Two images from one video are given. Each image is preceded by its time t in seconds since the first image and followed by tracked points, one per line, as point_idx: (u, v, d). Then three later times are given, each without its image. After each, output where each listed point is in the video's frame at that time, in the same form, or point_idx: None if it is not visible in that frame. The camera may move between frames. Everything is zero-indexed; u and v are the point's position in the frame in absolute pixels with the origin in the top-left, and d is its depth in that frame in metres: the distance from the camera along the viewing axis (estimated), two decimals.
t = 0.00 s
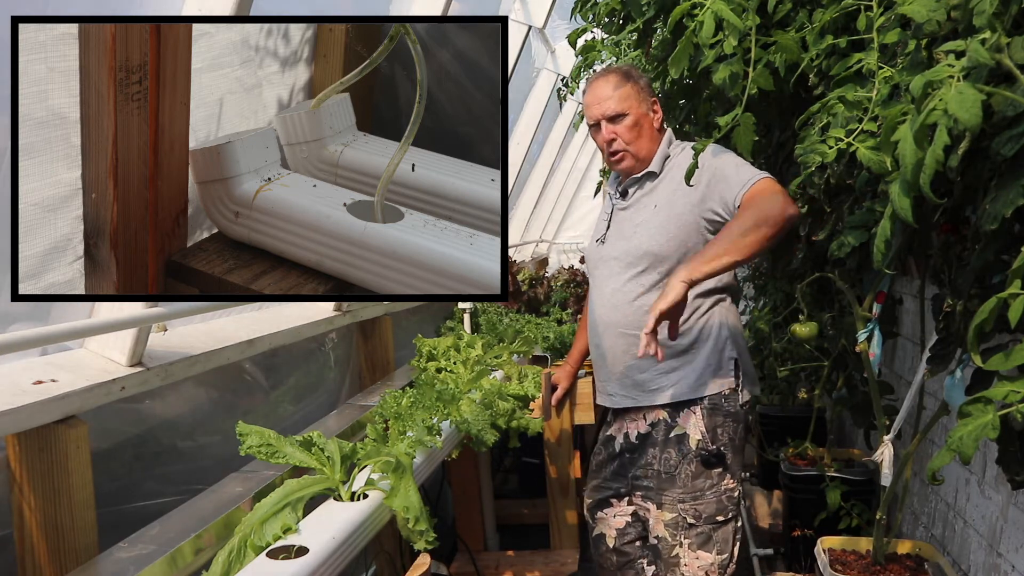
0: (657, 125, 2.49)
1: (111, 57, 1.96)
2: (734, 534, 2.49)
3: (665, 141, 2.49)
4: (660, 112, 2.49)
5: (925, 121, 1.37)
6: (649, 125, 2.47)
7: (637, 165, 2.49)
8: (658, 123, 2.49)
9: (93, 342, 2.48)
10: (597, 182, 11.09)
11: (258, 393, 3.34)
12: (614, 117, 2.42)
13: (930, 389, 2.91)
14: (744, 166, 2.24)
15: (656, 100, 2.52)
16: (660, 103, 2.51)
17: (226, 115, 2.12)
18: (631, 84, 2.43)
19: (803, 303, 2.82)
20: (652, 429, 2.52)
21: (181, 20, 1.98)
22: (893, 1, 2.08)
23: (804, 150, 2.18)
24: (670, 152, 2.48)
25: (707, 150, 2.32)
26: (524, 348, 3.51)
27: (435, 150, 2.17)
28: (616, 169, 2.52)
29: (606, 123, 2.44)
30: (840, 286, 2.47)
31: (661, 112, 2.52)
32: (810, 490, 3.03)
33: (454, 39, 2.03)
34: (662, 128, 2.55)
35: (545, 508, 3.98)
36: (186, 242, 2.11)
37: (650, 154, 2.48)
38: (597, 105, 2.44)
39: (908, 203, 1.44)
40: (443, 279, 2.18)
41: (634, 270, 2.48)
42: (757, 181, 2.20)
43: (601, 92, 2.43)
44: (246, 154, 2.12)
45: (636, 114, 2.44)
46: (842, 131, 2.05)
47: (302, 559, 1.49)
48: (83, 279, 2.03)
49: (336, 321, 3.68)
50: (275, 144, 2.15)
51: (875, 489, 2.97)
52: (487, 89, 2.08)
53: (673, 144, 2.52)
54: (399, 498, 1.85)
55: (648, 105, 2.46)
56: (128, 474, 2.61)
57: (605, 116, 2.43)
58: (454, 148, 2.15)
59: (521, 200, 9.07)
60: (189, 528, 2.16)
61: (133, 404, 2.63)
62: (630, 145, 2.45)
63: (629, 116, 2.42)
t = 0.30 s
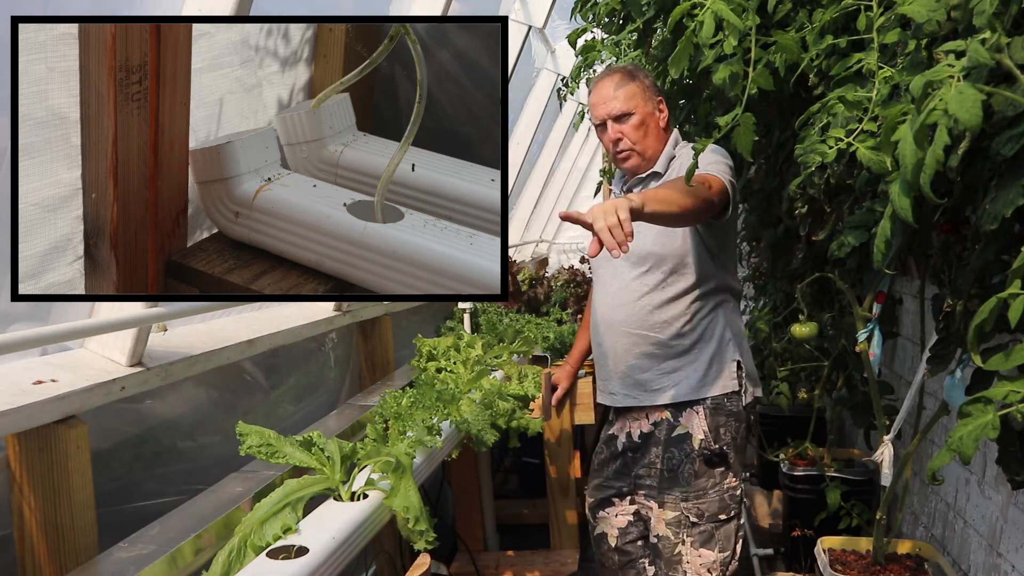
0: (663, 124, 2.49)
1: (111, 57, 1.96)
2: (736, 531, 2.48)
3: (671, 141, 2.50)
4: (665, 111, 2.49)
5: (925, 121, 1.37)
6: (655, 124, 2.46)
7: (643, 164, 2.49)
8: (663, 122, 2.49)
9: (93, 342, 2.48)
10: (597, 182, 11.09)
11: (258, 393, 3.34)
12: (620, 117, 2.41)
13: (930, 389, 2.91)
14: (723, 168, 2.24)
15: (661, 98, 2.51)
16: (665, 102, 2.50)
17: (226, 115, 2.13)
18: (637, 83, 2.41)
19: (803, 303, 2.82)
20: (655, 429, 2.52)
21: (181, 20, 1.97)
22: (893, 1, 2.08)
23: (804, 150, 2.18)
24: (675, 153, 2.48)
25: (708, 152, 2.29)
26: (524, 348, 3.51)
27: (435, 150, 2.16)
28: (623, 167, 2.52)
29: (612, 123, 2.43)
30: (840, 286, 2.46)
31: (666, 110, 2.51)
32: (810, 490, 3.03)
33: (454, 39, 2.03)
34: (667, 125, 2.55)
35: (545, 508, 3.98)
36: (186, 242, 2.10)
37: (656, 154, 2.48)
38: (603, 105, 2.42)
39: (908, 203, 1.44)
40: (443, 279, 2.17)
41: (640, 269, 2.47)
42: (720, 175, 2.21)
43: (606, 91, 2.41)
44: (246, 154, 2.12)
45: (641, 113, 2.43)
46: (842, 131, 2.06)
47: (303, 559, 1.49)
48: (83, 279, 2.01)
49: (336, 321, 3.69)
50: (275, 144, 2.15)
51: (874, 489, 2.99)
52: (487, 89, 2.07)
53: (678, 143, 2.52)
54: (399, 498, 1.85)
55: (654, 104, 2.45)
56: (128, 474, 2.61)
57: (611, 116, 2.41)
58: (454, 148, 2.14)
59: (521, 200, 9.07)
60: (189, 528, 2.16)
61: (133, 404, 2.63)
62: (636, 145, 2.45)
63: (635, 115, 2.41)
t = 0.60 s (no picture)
0: (658, 125, 2.49)
1: (111, 57, 1.96)
2: (736, 535, 2.47)
3: (666, 142, 2.48)
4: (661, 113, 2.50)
5: (925, 121, 1.37)
6: (650, 126, 2.47)
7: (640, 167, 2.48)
8: (659, 123, 2.49)
9: (93, 342, 2.48)
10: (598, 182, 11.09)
11: (258, 393, 3.34)
12: (613, 119, 2.42)
13: (930, 389, 2.91)
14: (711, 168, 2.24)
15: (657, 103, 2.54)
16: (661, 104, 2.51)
17: (226, 115, 2.13)
18: (630, 86, 2.43)
19: (802, 302, 2.83)
20: (655, 430, 2.52)
21: (181, 20, 1.97)
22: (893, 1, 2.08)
23: (804, 150, 2.18)
24: (671, 152, 2.45)
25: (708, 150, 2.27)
26: (524, 348, 3.51)
27: (435, 150, 2.16)
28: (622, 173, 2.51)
29: (606, 127, 2.44)
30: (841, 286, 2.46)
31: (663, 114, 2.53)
32: (810, 490, 3.03)
33: (454, 39, 2.03)
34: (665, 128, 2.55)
35: (545, 508, 3.98)
36: (186, 242, 2.11)
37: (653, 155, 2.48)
38: (597, 109, 2.44)
39: (908, 203, 1.44)
40: (443, 279, 2.16)
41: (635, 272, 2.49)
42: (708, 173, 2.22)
43: (600, 95, 2.43)
44: (246, 154, 2.12)
45: (635, 116, 2.44)
46: (842, 131, 2.06)
47: (303, 559, 1.49)
48: (83, 278, 2.01)
49: (336, 321, 3.69)
50: (275, 144, 2.15)
51: (874, 489, 2.99)
52: (488, 89, 2.07)
53: (675, 144, 2.50)
54: (399, 498, 1.85)
55: (648, 107, 2.47)
56: (128, 474, 2.61)
57: (604, 120, 2.43)
58: (454, 148, 2.14)
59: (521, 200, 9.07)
60: (189, 528, 2.16)
61: (134, 405, 2.63)
62: (631, 147, 2.45)
63: (628, 118, 2.42)
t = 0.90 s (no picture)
0: (656, 124, 2.48)
1: (111, 57, 1.96)
2: (737, 536, 2.48)
3: (664, 142, 2.49)
4: (658, 112, 2.49)
5: (925, 121, 1.37)
6: (647, 125, 2.46)
7: (636, 166, 2.48)
8: (657, 123, 2.48)
9: (93, 342, 2.48)
10: (598, 182, 11.10)
11: (258, 393, 3.34)
12: (609, 119, 2.42)
13: (930, 389, 2.91)
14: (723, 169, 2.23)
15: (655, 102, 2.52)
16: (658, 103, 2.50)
17: (226, 115, 2.13)
18: (626, 85, 2.42)
19: (802, 302, 2.83)
20: (656, 432, 2.52)
21: (181, 20, 1.97)
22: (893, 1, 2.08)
23: (804, 150, 2.18)
24: (669, 152, 2.47)
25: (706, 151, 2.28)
26: (524, 348, 3.51)
27: (435, 150, 2.16)
28: (619, 173, 2.52)
29: (603, 126, 2.44)
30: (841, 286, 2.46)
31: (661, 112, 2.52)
32: (810, 490, 3.03)
33: (454, 39, 2.03)
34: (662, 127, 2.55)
35: (545, 508, 3.98)
36: (186, 242, 2.11)
37: (650, 155, 2.48)
38: (594, 109, 2.44)
39: (908, 203, 1.44)
40: (443, 279, 2.16)
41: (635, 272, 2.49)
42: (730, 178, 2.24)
43: (597, 95, 2.42)
44: (246, 154, 2.12)
45: (632, 115, 2.43)
46: (842, 131, 2.06)
47: (303, 559, 1.49)
48: (83, 279, 2.01)
49: (336, 321, 3.69)
50: (275, 144, 2.15)
51: (874, 489, 2.99)
52: (488, 89, 2.07)
53: (672, 144, 2.51)
54: (399, 498, 1.85)
55: (645, 106, 2.45)
56: (128, 474, 2.61)
57: (600, 120, 2.42)
58: (454, 148, 2.15)
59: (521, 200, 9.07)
60: (189, 528, 2.16)
61: (134, 405, 2.63)
62: (627, 147, 2.45)
63: (625, 117, 2.42)
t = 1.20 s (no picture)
0: (650, 124, 2.49)
1: (111, 57, 1.96)
2: (733, 536, 2.49)
3: (655, 139, 2.47)
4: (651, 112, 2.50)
5: (925, 121, 1.37)
6: (640, 125, 2.47)
7: (630, 166, 2.48)
8: (650, 123, 2.49)
9: (93, 342, 2.48)
10: (598, 182, 11.10)
11: (258, 393, 3.34)
12: (601, 120, 2.44)
13: (930, 389, 2.91)
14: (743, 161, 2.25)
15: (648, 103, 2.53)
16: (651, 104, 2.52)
17: (226, 115, 2.13)
18: (617, 86, 2.45)
19: (802, 302, 2.83)
20: (652, 431, 2.52)
21: (181, 20, 1.97)
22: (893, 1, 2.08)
23: (804, 150, 2.18)
24: (661, 149, 2.46)
25: (708, 150, 2.28)
26: (524, 348, 3.51)
27: (435, 150, 2.16)
28: (614, 174, 2.52)
29: (595, 128, 2.46)
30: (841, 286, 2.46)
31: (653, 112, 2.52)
32: (811, 491, 3.03)
33: (454, 39, 2.03)
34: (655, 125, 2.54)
35: (545, 508, 3.99)
36: (186, 242, 2.11)
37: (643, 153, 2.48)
38: (586, 111, 2.47)
39: (908, 203, 1.44)
40: (443, 279, 2.18)
41: (633, 273, 2.48)
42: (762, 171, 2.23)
43: (590, 97, 2.46)
44: (245, 154, 2.12)
45: (624, 115, 2.45)
46: (842, 131, 2.06)
47: (303, 559, 1.49)
48: (83, 279, 2.02)
49: (336, 321, 3.69)
50: (275, 144, 2.15)
51: (875, 489, 2.97)
52: (488, 89, 2.08)
53: (664, 141, 2.49)
54: (399, 498, 1.85)
55: (637, 107, 2.47)
56: (128, 474, 2.61)
57: (592, 121, 2.45)
58: (454, 148, 2.15)
59: (521, 200, 9.07)
60: (189, 528, 2.16)
61: (134, 405, 2.63)
62: (620, 147, 2.46)
63: (617, 118, 2.44)
